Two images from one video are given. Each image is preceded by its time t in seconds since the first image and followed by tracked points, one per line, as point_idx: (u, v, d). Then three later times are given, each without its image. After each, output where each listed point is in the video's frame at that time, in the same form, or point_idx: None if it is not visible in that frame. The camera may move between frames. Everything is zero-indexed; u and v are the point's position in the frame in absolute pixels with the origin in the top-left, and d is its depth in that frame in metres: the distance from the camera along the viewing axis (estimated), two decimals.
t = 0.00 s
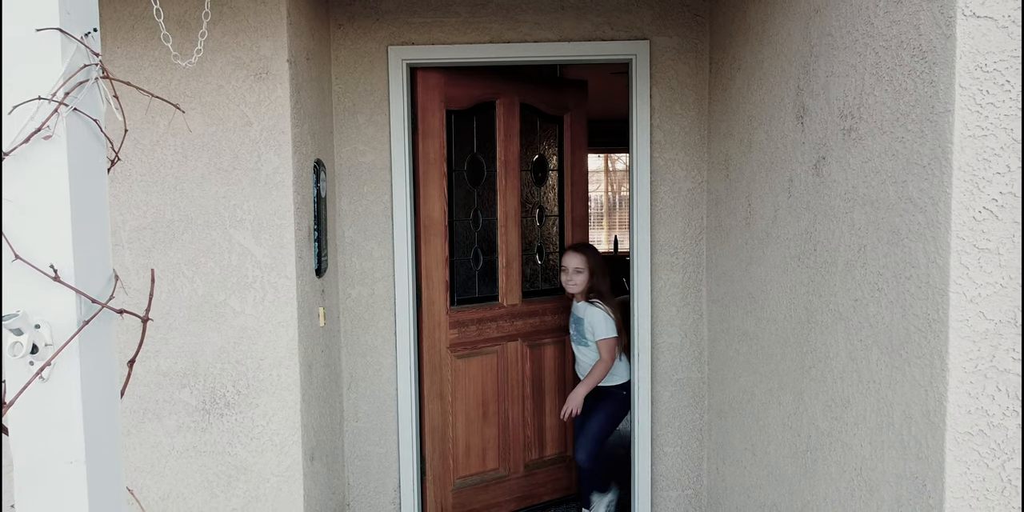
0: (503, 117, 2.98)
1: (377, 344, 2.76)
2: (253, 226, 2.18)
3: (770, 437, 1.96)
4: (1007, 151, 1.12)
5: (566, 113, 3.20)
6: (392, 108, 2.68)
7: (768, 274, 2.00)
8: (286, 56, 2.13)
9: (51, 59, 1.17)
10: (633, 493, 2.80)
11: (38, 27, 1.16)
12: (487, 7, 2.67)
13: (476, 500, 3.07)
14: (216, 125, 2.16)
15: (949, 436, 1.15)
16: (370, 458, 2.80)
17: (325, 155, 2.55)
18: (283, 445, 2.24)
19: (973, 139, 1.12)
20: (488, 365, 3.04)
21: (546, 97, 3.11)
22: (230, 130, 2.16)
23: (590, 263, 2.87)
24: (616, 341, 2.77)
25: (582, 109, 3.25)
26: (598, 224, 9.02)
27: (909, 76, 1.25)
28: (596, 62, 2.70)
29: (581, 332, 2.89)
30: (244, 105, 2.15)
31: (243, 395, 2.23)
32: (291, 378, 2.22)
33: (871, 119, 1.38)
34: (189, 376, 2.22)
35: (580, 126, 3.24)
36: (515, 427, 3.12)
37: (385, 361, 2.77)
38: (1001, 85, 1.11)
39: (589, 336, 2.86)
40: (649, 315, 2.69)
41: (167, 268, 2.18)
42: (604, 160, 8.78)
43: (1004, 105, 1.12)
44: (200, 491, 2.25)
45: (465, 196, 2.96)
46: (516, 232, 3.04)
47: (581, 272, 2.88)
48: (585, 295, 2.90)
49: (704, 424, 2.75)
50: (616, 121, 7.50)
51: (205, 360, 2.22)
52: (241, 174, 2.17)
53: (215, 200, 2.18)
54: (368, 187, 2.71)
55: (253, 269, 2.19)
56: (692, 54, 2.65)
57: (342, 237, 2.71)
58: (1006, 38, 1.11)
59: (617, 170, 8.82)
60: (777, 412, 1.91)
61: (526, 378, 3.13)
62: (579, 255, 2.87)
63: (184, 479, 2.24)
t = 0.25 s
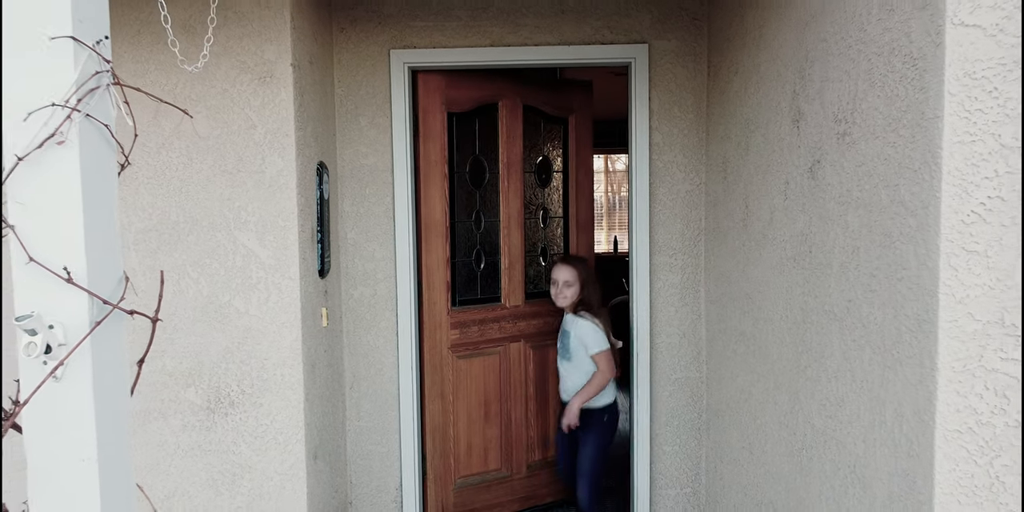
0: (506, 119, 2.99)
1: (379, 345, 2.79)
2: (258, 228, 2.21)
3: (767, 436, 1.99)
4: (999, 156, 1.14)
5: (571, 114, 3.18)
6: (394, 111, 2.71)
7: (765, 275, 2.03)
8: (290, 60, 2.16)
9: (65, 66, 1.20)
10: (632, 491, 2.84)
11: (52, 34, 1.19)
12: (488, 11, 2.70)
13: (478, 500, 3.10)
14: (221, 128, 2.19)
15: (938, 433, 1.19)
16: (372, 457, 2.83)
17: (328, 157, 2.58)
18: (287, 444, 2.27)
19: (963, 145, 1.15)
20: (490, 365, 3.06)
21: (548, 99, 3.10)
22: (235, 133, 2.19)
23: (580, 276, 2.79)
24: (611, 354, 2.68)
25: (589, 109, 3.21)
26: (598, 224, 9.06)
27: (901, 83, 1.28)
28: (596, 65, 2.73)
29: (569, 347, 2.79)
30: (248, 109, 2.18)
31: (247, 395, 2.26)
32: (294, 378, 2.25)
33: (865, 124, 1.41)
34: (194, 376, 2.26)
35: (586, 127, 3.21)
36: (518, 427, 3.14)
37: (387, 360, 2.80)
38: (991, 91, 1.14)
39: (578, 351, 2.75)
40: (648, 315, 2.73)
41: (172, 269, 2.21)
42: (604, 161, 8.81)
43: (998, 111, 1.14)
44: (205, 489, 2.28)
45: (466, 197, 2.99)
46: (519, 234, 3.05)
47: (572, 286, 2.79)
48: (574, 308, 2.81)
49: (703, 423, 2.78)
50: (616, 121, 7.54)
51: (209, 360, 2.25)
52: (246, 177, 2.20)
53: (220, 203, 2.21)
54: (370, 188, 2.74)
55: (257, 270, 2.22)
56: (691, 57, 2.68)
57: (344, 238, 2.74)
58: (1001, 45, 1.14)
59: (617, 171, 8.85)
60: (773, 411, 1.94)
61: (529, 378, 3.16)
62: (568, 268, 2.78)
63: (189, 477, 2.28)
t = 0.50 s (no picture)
0: (508, 123, 3.05)
1: (382, 344, 2.86)
2: (264, 230, 2.27)
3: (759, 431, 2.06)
4: (973, 164, 1.21)
5: (575, 117, 3.22)
6: (396, 115, 2.78)
7: (757, 275, 2.09)
8: (296, 67, 2.22)
9: (86, 79, 1.26)
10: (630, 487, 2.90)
11: (75, 49, 1.25)
12: (489, 18, 2.76)
13: (479, 497, 3.16)
14: (229, 133, 2.25)
15: (915, 425, 1.25)
16: (375, 454, 2.90)
17: (332, 161, 2.65)
18: (293, 440, 2.33)
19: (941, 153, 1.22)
20: (492, 365, 3.13)
21: (550, 101, 3.15)
22: (242, 138, 2.25)
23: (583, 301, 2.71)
24: (610, 386, 2.62)
25: (593, 112, 3.24)
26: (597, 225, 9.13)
27: (882, 93, 1.35)
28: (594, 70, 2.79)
29: (566, 374, 2.69)
30: (255, 114, 2.24)
31: (254, 392, 2.32)
32: (300, 376, 2.31)
33: (849, 132, 1.48)
34: (202, 374, 2.32)
35: (591, 129, 3.25)
36: (520, 426, 3.20)
37: (389, 359, 2.86)
38: (965, 102, 1.21)
39: (576, 379, 2.66)
40: (645, 315, 2.79)
41: (181, 270, 2.28)
42: (603, 162, 8.88)
43: (973, 120, 1.21)
44: (213, 484, 2.34)
45: (468, 200, 3.05)
46: (520, 236, 3.10)
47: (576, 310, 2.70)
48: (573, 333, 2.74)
49: (698, 420, 2.85)
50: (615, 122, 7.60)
51: (217, 358, 2.32)
52: (253, 181, 2.26)
53: (228, 206, 2.27)
54: (372, 191, 2.81)
55: (263, 272, 2.29)
56: (686, 63, 2.75)
57: (348, 240, 2.80)
58: (975, 59, 1.20)
59: (616, 171, 8.91)
60: (765, 408, 2.00)
61: (532, 378, 3.20)
62: (575, 292, 2.70)
63: (198, 472, 2.34)
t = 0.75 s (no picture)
0: (509, 126, 3.13)
1: (385, 341, 2.95)
2: (273, 231, 2.36)
3: (748, 424, 2.15)
4: (940, 170, 1.30)
5: (576, 120, 3.30)
6: (398, 120, 2.87)
7: (745, 274, 2.18)
8: (303, 74, 2.31)
9: (113, 91, 1.35)
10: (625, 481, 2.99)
11: (103, 63, 1.34)
12: (488, 25, 2.85)
13: (480, 491, 3.25)
14: (238, 138, 2.34)
15: (885, 413, 1.35)
16: (378, 448, 2.99)
17: (337, 164, 2.74)
18: (300, 433, 2.42)
19: (911, 161, 1.31)
20: (492, 362, 3.21)
21: (551, 104, 3.22)
22: (252, 143, 2.34)
23: (579, 299, 2.77)
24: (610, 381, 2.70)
25: (593, 115, 3.32)
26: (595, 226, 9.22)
27: (856, 103, 1.44)
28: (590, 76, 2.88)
29: (569, 371, 2.72)
30: (264, 120, 2.33)
31: (262, 387, 2.41)
32: (307, 372, 2.40)
33: (828, 139, 1.57)
34: (212, 369, 2.41)
35: (592, 131, 3.32)
36: (520, 422, 3.28)
37: (392, 356, 2.96)
38: (933, 112, 1.30)
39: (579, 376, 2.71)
40: (639, 313, 2.88)
41: (192, 270, 2.37)
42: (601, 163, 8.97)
43: (940, 130, 1.29)
44: (223, 475, 2.44)
45: (470, 202, 3.15)
46: (521, 237, 3.18)
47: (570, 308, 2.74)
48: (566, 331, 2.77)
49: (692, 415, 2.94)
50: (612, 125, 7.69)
51: (227, 354, 2.41)
52: (262, 184, 2.35)
53: (237, 208, 2.36)
54: (376, 193, 2.90)
55: (272, 271, 2.38)
56: (680, 69, 2.84)
57: (352, 240, 2.89)
58: (943, 72, 1.29)
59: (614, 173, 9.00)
60: (753, 401, 2.09)
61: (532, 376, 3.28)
62: (574, 290, 2.73)
63: (208, 464, 2.43)
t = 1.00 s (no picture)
0: (508, 132, 3.26)
1: (388, 339, 3.09)
2: (283, 235, 2.51)
3: (730, 416, 2.29)
4: (893, 183, 1.44)
5: (575, 126, 3.38)
6: (401, 128, 3.01)
7: (728, 275, 2.32)
8: (312, 87, 2.45)
9: (146, 111, 1.49)
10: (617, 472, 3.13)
11: (138, 86, 1.48)
12: (487, 40, 3.00)
13: (478, 484, 3.38)
14: (251, 148, 2.48)
15: (845, 402, 1.49)
16: (381, 441, 3.13)
17: (343, 171, 2.89)
18: (308, 426, 2.56)
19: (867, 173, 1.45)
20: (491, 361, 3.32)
21: (550, 111, 3.32)
22: (264, 152, 2.48)
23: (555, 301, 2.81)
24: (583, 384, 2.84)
25: (592, 122, 3.39)
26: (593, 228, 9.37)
27: (820, 120, 1.58)
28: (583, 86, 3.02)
29: (553, 373, 2.79)
30: (275, 130, 2.47)
31: (273, 382, 2.55)
32: (315, 368, 2.54)
33: (798, 152, 1.71)
34: (226, 365, 2.55)
35: (591, 136, 3.39)
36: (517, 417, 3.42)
37: (395, 353, 3.10)
38: (886, 131, 1.44)
39: (560, 378, 2.80)
40: (630, 312, 3.02)
41: (207, 271, 2.52)
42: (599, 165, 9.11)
43: (892, 147, 1.44)
44: (236, 465, 2.59)
45: (470, 205, 3.28)
46: (519, 240, 3.30)
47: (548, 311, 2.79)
48: (541, 332, 2.83)
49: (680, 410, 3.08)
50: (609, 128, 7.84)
51: (239, 351, 2.55)
52: (273, 191, 2.49)
53: (250, 213, 2.50)
54: (380, 198, 3.04)
55: (282, 273, 2.52)
56: (670, 80, 2.98)
57: (357, 243, 3.04)
58: (895, 94, 1.43)
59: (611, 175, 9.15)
60: (735, 394, 2.23)
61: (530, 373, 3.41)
62: (552, 294, 2.78)
63: (223, 454, 2.58)
